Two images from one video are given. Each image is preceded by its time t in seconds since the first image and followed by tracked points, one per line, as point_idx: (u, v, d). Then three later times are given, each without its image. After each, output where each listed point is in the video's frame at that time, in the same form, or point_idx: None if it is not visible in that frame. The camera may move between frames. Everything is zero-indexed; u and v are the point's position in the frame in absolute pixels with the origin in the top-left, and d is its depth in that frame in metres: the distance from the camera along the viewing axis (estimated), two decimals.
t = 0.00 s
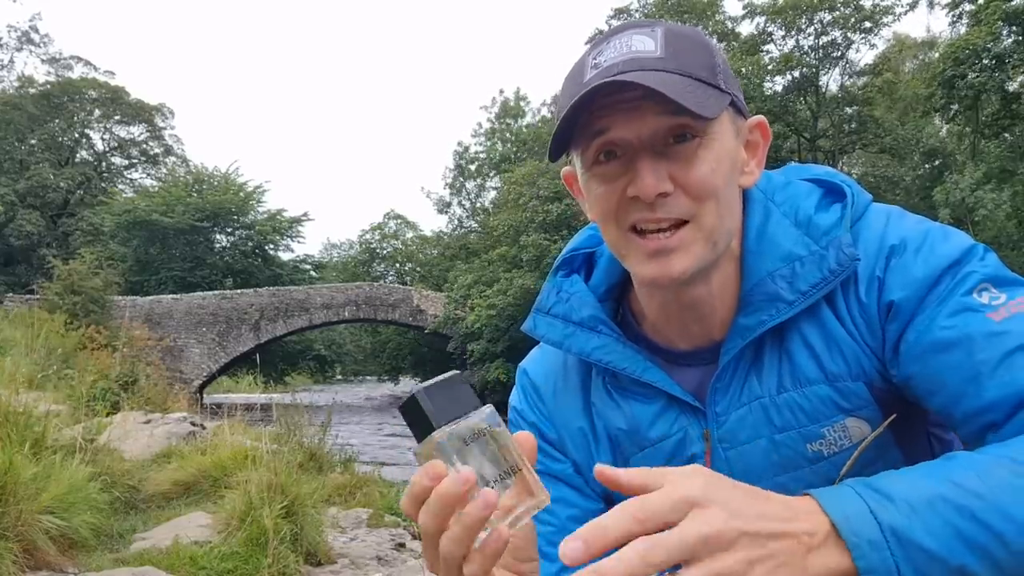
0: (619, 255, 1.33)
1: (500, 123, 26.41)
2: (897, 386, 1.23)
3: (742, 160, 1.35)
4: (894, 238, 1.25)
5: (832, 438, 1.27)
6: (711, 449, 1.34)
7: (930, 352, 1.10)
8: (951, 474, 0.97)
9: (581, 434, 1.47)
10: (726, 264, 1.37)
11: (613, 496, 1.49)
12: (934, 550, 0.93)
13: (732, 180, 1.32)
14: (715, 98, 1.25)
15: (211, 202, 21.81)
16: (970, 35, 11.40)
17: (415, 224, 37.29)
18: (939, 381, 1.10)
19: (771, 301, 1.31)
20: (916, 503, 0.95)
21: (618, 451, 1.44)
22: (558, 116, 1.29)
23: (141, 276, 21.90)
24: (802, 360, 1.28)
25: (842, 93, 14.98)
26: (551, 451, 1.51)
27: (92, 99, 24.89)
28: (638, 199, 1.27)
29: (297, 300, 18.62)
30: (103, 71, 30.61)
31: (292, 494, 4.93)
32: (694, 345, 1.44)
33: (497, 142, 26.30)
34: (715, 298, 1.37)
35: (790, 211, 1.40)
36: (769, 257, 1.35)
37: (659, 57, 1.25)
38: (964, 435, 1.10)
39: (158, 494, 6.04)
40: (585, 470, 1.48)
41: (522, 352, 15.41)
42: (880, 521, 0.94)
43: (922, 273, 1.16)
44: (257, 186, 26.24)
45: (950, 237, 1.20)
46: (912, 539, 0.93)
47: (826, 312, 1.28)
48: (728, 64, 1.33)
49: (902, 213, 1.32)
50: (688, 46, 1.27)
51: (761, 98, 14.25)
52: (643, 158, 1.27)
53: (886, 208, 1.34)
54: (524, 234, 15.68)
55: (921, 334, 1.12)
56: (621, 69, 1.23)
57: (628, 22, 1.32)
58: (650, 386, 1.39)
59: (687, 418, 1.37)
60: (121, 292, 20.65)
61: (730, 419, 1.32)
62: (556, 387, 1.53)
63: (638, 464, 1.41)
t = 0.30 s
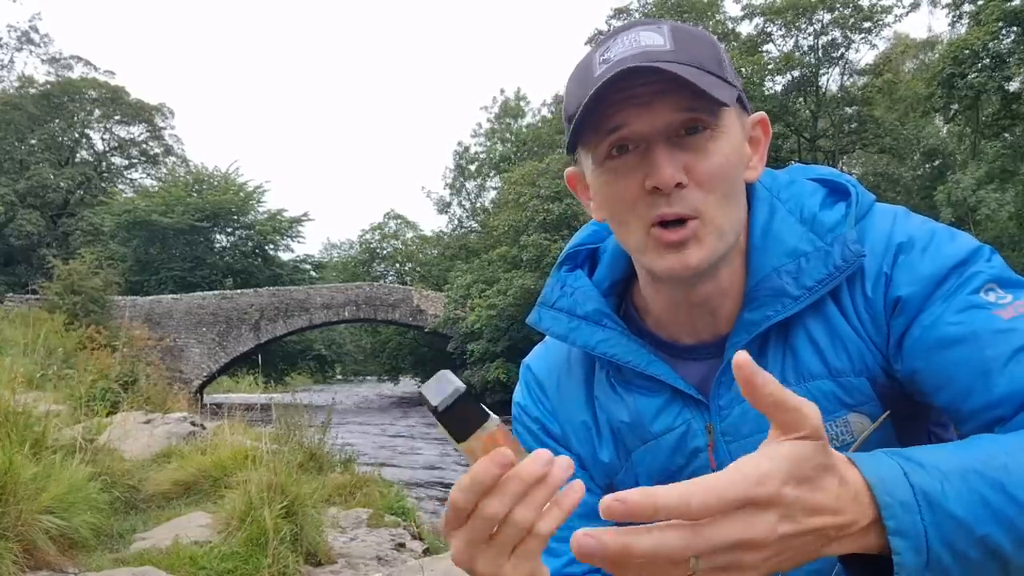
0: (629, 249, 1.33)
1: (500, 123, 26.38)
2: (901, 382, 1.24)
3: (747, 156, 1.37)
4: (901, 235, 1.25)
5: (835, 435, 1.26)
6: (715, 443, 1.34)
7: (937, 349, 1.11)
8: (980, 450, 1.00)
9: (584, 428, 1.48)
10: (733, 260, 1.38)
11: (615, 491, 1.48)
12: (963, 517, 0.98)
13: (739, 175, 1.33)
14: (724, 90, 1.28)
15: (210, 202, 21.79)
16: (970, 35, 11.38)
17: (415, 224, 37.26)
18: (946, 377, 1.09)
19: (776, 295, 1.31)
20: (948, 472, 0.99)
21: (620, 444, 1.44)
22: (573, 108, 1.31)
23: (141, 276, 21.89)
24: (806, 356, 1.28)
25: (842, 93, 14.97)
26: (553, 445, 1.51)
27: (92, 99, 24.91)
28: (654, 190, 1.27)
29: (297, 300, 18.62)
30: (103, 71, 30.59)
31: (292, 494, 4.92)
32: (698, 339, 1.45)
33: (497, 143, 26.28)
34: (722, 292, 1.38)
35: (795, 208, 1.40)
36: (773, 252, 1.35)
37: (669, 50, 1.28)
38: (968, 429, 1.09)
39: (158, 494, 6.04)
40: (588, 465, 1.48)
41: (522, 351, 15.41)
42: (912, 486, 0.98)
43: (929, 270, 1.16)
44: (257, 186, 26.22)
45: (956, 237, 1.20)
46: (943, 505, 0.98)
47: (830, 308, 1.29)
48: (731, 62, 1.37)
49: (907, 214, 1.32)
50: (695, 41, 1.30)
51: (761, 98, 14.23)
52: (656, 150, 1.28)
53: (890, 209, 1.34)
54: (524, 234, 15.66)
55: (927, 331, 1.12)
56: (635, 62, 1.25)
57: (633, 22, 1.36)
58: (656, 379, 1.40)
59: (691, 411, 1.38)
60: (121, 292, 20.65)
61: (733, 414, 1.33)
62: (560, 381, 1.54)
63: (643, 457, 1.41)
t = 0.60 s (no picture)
0: (626, 252, 1.34)
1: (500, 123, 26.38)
2: (899, 380, 1.24)
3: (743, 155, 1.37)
4: (900, 234, 1.26)
5: (832, 434, 1.27)
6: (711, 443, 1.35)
7: (935, 348, 1.11)
8: (979, 452, 1.00)
9: (582, 429, 1.48)
10: (730, 259, 1.39)
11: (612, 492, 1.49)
12: (961, 521, 0.97)
13: (735, 176, 1.34)
14: (719, 93, 1.28)
15: (210, 202, 21.79)
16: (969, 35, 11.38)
17: (415, 224, 37.28)
18: (946, 377, 1.10)
19: (772, 294, 1.32)
20: (947, 476, 0.98)
21: (617, 445, 1.45)
22: (567, 115, 1.31)
23: (140, 276, 21.89)
24: (803, 354, 1.29)
25: (842, 93, 14.96)
26: (551, 446, 1.51)
27: (92, 99, 24.93)
28: (648, 195, 1.28)
29: (297, 300, 18.62)
30: (103, 72, 30.60)
31: (292, 494, 4.93)
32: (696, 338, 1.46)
33: (497, 143, 26.27)
34: (719, 291, 1.39)
35: (792, 207, 1.41)
36: (770, 252, 1.36)
37: (663, 53, 1.27)
38: (967, 429, 1.10)
39: (157, 494, 6.04)
40: (585, 466, 1.48)
41: (521, 352, 15.43)
42: (911, 488, 0.98)
43: (930, 270, 1.17)
44: (256, 186, 26.21)
45: (956, 237, 1.21)
46: (943, 509, 0.97)
47: (827, 306, 1.29)
48: (727, 61, 1.36)
49: (906, 213, 1.32)
50: (688, 43, 1.30)
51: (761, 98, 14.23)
52: (651, 154, 1.29)
53: (890, 208, 1.35)
54: (524, 234, 15.66)
55: (927, 330, 1.13)
56: (627, 68, 1.26)
57: (627, 24, 1.35)
58: (653, 379, 1.40)
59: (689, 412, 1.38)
60: (121, 292, 20.66)
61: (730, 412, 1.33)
62: (559, 380, 1.54)
63: (640, 457, 1.41)
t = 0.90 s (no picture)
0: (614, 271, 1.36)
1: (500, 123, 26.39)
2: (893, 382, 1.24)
3: (733, 162, 1.36)
4: (888, 234, 1.26)
5: (828, 437, 1.27)
6: (708, 449, 1.36)
7: (922, 351, 1.11)
8: (950, 482, 0.88)
9: (581, 434, 1.49)
10: (722, 266, 1.39)
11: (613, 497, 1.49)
12: (943, 565, 0.85)
13: (723, 187, 1.33)
14: (696, 110, 1.25)
15: (210, 203, 21.80)
16: (969, 36, 11.40)
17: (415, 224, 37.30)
18: (933, 377, 1.10)
19: (766, 299, 1.33)
20: (921, 515, 0.86)
21: (616, 451, 1.45)
22: (542, 144, 1.30)
23: (141, 276, 21.89)
24: (797, 358, 1.30)
25: (842, 93, 14.98)
26: (548, 451, 1.51)
27: (92, 99, 24.96)
28: (625, 224, 1.28)
29: (297, 300, 18.62)
30: (103, 72, 30.62)
31: (292, 494, 4.93)
32: (690, 343, 1.46)
33: (497, 143, 26.28)
34: (711, 298, 1.39)
35: (786, 209, 1.41)
36: (764, 256, 1.36)
37: (635, 79, 1.25)
38: (954, 430, 1.09)
39: (158, 494, 6.03)
40: (585, 471, 1.48)
41: (520, 352, 15.43)
42: (884, 531, 0.85)
43: (915, 270, 1.17)
44: (256, 186, 26.23)
45: (945, 235, 1.20)
46: (919, 551, 0.85)
47: (821, 310, 1.29)
48: (710, 64, 1.33)
49: (897, 212, 1.31)
50: (663, 58, 1.27)
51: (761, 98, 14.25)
52: (629, 181, 1.28)
53: (881, 208, 1.34)
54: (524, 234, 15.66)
55: (914, 332, 1.13)
56: (597, 97, 1.25)
57: (603, 38, 1.33)
58: (646, 386, 1.41)
59: (683, 418, 1.39)
60: (121, 292, 20.67)
61: (725, 419, 1.34)
62: (556, 386, 1.55)
63: (637, 464, 1.42)
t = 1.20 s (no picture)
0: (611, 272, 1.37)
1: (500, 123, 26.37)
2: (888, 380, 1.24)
3: (729, 164, 1.36)
4: (882, 233, 1.26)
5: (825, 436, 1.27)
6: (705, 448, 1.36)
7: (915, 348, 1.11)
8: (942, 478, 0.88)
9: (580, 434, 1.49)
10: (717, 267, 1.39)
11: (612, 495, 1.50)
12: (933, 558, 0.85)
13: (719, 188, 1.33)
14: (692, 110, 1.25)
15: (210, 203, 21.80)
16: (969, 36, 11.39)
17: (415, 224, 37.30)
18: (925, 375, 1.10)
19: (761, 299, 1.33)
20: (911, 509, 0.86)
21: (614, 451, 1.46)
22: (538, 145, 1.30)
23: (141, 276, 21.87)
24: (792, 357, 1.30)
25: (842, 93, 14.97)
26: (547, 451, 1.52)
27: (92, 99, 24.97)
28: (622, 224, 1.29)
29: (297, 300, 18.62)
30: (103, 72, 30.62)
31: (292, 494, 4.94)
32: (688, 344, 1.46)
33: (497, 142, 26.27)
34: (707, 299, 1.39)
35: (781, 209, 1.41)
36: (759, 256, 1.36)
37: (632, 79, 1.25)
38: (948, 428, 1.09)
39: (158, 494, 6.03)
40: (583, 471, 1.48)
41: (520, 352, 15.44)
42: (875, 524, 0.85)
43: (909, 268, 1.17)
44: (256, 186, 26.23)
45: (939, 234, 1.20)
46: (907, 543, 0.85)
47: (816, 310, 1.29)
48: (705, 65, 1.33)
49: (891, 212, 1.32)
50: (658, 60, 1.27)
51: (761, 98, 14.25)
52: (625, 180, 1.28)
53: (876, 207, 1.34)
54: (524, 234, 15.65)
55: (907, 330, 1.13)
56: (593, 98, 1.25)
57: (599, 38, 1.34)
58: (643, 386, 1.41)
59: (682, 417, 1.39)
60: (121, 292, 20.67)
61: (722, 418, 1.34)
62: (555, 388, 1.55)
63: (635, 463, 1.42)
